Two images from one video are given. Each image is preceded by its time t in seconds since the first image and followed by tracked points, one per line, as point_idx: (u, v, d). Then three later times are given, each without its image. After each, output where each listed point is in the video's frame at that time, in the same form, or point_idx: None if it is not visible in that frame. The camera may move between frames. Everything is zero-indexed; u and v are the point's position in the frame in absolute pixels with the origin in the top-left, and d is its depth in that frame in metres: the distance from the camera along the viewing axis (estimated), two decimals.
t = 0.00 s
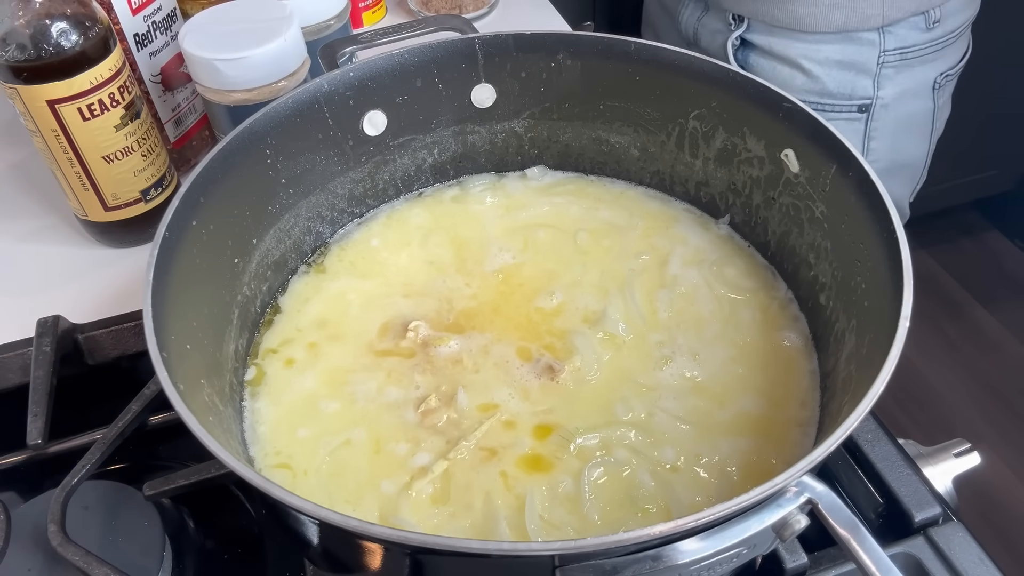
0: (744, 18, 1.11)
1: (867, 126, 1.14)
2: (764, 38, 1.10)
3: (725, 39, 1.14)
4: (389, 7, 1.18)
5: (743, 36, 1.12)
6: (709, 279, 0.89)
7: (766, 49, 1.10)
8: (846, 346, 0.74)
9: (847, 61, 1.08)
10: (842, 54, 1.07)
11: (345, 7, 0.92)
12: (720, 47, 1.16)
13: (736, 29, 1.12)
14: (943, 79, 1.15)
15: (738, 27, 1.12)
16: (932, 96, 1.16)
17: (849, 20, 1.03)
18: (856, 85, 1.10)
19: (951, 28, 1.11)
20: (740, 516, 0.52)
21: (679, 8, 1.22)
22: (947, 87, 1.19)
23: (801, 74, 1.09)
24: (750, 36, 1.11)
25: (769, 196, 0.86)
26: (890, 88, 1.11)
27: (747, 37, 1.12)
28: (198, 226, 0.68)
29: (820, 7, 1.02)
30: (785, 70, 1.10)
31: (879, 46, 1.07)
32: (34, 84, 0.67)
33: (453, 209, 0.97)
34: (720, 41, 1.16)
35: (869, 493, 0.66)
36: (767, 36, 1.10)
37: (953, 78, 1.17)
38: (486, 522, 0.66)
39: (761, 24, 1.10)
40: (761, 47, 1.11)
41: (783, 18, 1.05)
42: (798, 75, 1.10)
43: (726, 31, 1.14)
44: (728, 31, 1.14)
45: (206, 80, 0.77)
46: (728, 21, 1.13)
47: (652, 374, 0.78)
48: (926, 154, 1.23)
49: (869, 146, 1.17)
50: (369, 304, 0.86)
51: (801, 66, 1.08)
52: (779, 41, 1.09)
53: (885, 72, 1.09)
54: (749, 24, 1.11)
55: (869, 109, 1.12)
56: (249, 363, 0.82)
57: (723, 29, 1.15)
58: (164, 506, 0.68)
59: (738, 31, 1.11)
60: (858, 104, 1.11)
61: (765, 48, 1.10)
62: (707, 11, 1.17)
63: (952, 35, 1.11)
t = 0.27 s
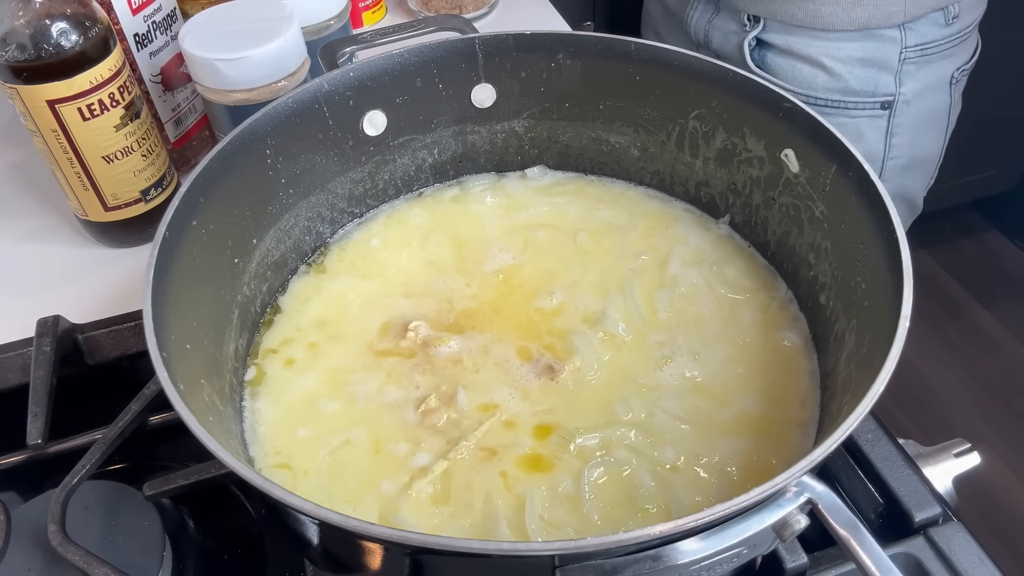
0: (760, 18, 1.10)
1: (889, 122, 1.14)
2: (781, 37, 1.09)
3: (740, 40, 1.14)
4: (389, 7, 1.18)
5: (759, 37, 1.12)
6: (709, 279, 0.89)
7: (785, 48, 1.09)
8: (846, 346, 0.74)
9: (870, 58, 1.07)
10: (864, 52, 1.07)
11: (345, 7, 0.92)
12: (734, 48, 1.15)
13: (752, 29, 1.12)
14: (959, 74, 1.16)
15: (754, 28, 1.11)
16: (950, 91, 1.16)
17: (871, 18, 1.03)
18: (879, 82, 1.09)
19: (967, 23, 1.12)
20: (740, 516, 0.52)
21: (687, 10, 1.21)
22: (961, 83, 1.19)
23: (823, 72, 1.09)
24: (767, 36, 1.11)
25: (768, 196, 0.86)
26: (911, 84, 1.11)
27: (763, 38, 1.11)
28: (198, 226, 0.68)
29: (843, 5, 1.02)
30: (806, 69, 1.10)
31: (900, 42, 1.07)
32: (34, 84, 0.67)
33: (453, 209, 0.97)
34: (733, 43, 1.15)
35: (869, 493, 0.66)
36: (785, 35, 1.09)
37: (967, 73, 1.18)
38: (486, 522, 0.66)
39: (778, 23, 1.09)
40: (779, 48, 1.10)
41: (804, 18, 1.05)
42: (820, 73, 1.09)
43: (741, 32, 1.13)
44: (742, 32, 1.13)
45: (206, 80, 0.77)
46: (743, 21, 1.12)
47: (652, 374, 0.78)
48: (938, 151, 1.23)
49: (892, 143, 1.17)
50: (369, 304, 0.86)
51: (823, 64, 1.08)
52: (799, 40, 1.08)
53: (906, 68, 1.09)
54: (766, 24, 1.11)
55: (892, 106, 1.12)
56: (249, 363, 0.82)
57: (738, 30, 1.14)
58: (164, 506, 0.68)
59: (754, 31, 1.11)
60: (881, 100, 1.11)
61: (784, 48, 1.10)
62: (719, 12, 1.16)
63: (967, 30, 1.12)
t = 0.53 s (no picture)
0: (767, 21, 1.10)
1: (896, 126, 1.14)
2: (789, 40, 1.09)
3: (746, 42, 1.13)
4: (389, 7, 1.18)
5: (766, 39, 1.11)
6: (709, 279, 0.89)
7: (792, 51, 1.09)
8: (846, 346, 0.74)
9: (878, 61, 1.07)
10: (872, 55, 1.07)
11: (345, 7, 0.92)
12: (741, 50, 1.14)
13: (760, 31, 1.11)
14: (967, 78, 1.16)
15: (761, 30, 1.11)
16: (957, 94, 1.16)
17: (879, 21, 1.03)
18: (886, 85, 1.09)
19: (975, 26, 1.12)
20: (740, 516, 0.52)
21: (693, 10, 1.20)
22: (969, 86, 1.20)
23: (831, 75, 1.09)
24: (775, 38, 1.11)
25: (768, 196, 0.86)
26: (919, 88, 1.11)
27: (770, 40, 1.11)
28: (198, 226, 0.68)
29: (852, 8, 1.02)
30: (814, 71, 1.09)
31: (908, 46, 1.07)
32: (34, 84, 0.67)
33: (453, 209, 0.97)
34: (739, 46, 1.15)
35: (869, 493, 0.66)
36: (793, 37, 1.09)
37: (975, 77, 1.18)
38: (486, 522, 0.66)
39: (786, 26, 1.09)
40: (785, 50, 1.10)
41: (812, 21, 1.05)
42: (827, 76, 1.09)
43: (747, 35, 1.13)
44: (748, 34, 1.13)
45: (206, 80, 0.77)
46: (751, 24, 1.12)
47: (652, 374, 0.78)
48: (945, 154, 1.23)
49: (898, 146, 1.17)
50: (369, 304, 0.86)
51: (831, 67, 1.08)
52: (807, 43, 1.08)
53: (913, 72, 1.09)
54: (774, 27, 1.10)
55: (899, 109, 1.12)
56: (249, 363, 0.82)
57: (745, 32, 1.13)
58: (164, 506, 0.68)
59: (761, 34, 1.11)
60: (888, 104, 1.10)
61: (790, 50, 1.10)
62: (725, 14, 1.16)
63: (975, 34, 1.12)
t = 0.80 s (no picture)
0: (774, 23, 1.10)
1: (902, 129, 1.14)
2: (795, 42, 1.09)
3: (753, 43, 1.13)
4: (389, 7, 1.18)
5: (773, 42, 1.12)
6: (709, 279, 0.89)
7: (799, 54, 1.09)
8: (846, 346, 0.74)
9: (884, 65, 1.07)
10: (878, 59, 1.07)
11: (345, 7, 0.92)
12: (747, 52, 1.15)
13: (766, 33, 1.11)
14: (973, 83, 1.16)
15: (768, 32, 1.11)
16: (964, 99, 1.16)
17: (886, 25, 1.03)
18: (892, 89, 1.09)
19: (983, 31, 1.12)
20: (740, 515, 0.52)
21: (701, 11, 1.21)
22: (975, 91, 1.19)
23: (837, 78, 1.09)
24: (781, 40, 1.11)
25: (768, 195, 0.86)
26: (924, 92, 1.11)
27: (776, 42, 1.11)
28: (198, 226, 0.68)
29: (859, 11, 1.02)
30: (819, 74, 1.10)
31: (915, 50, 1.07)
32: (34, 84, 0.67)
33: (453, 209, 0.97)
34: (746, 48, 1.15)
35: (869, 493, 0.66)
36: (799, 40, 1.09)
37: (982, 82, 1.17)
38: (486, 522, 0.66)
39: (793, 28, 1.09)
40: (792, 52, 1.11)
41: (819, 24, 1.05)
42: (833, 79, 1.09)
43: (754, 36, 1.13)
44: (755, 36, 1.13)
45: (206, 80, 0.77)
46: (758, 25, 1.12)
47: (651, 374, 0.78)
48: (951, 158, 1.23)
49: (904, 150, 1.17)
50: (369, 304, 0.86)
51: (838, 70, 1.08)
52: (813, 45, 1.08)
53: (920, 76, 1.09)
54: (780, 28, 1.10)
55: (905, 113, 1.12)
56: (249, 363, 0.82)
57: (752, 34, 1.14)
58: (164, 506, 0.68)
59: (768, 36, 1.11)
60: (894, 108, 1.10)
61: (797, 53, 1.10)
62: (732, 15, 1.16)
63: (983, 38, 1.12)
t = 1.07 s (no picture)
0: (788, 23, 1.10)
1: (917, 130, 1.14)
2: (810, 43, 1.09)
3: (767, 45, 1.13)
4: (389, 7, 1.18)
5: (786, 43, 1.11)
6: (709, 279, 0.89)
7: (814, 54, 1.09)
8: (846, 346, 0.74)
9: (901, 66, 1.07)
10: (894, 60, 1.07)
11: (345, 7, 0.92)
12: (760, 53, 1.14)
13: (780, 34, 1.11)
14: (986, 84, 1.16)
15: (781, 34, 1.11)
16: (977, 99, 1.16)
17: (903, 26, 1.03)
18: (908, 90, 1.10)
19: (997, 32, 1.12)
20: (740, 515, 0.52)
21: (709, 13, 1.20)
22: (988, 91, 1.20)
23: (853, 79, 1.09)
24: (795, 41, 1.10)
25: (768, 195, 0.86)
26: (940, 93, 1.11)
27: (790, 43, 1.11)
28: (198, 226, 0.68)
29: (876, 13, 1.02)
30: (835, 75, 1.09)
31: (931, 50, 1.07)
32: (34, 84, 0.67)
33: (453, 209, 0.97)
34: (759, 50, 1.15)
35: (869, 493, 0.66)
36: (814, 41, 1.09)
37: (994, 82, 1.18)
38: (486, 522, 0.66)
39: (807, 29, 1.09)
40: (806, 53, 1.10)
41: (835, 25, 1.05)
42: (849, 80, 1.09)
43: (767, 38, 1.13)
44: (768, 37, 1.13)
45: (206, 80, 0.77)
46: (772, 27, 1.11)
47: (651, 374, 0.78)
48: (963, 159, 1.23)
49: (919, 151, 1.17)
50: (369, 304, 0.86)
51: (854, 71, 1.08)
52: (829, 46, 1.08)
53: (936, 77, 1.09)
54: (794, 29, 1.10)
55: (921, 114, 1.12)
56: (249, 363, 0.82)
57: (765, 35, 1.13)
58: (164, 506, 0.68)
59: (782, 37, 1.10)
60: (910, 108, 1.11)
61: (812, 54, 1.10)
62: (744, 16, 1.15)
63: (997, 39, 1.13)
